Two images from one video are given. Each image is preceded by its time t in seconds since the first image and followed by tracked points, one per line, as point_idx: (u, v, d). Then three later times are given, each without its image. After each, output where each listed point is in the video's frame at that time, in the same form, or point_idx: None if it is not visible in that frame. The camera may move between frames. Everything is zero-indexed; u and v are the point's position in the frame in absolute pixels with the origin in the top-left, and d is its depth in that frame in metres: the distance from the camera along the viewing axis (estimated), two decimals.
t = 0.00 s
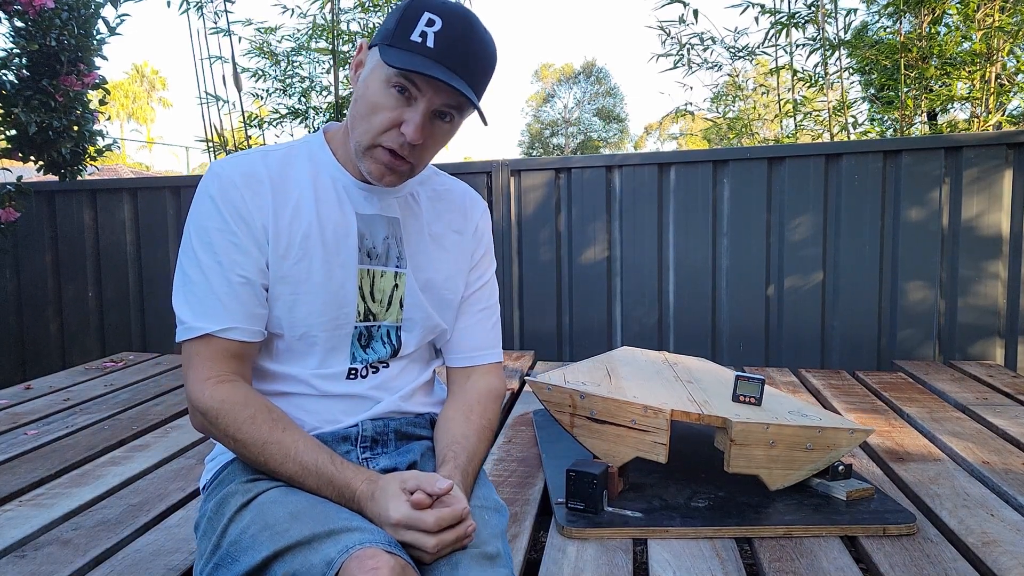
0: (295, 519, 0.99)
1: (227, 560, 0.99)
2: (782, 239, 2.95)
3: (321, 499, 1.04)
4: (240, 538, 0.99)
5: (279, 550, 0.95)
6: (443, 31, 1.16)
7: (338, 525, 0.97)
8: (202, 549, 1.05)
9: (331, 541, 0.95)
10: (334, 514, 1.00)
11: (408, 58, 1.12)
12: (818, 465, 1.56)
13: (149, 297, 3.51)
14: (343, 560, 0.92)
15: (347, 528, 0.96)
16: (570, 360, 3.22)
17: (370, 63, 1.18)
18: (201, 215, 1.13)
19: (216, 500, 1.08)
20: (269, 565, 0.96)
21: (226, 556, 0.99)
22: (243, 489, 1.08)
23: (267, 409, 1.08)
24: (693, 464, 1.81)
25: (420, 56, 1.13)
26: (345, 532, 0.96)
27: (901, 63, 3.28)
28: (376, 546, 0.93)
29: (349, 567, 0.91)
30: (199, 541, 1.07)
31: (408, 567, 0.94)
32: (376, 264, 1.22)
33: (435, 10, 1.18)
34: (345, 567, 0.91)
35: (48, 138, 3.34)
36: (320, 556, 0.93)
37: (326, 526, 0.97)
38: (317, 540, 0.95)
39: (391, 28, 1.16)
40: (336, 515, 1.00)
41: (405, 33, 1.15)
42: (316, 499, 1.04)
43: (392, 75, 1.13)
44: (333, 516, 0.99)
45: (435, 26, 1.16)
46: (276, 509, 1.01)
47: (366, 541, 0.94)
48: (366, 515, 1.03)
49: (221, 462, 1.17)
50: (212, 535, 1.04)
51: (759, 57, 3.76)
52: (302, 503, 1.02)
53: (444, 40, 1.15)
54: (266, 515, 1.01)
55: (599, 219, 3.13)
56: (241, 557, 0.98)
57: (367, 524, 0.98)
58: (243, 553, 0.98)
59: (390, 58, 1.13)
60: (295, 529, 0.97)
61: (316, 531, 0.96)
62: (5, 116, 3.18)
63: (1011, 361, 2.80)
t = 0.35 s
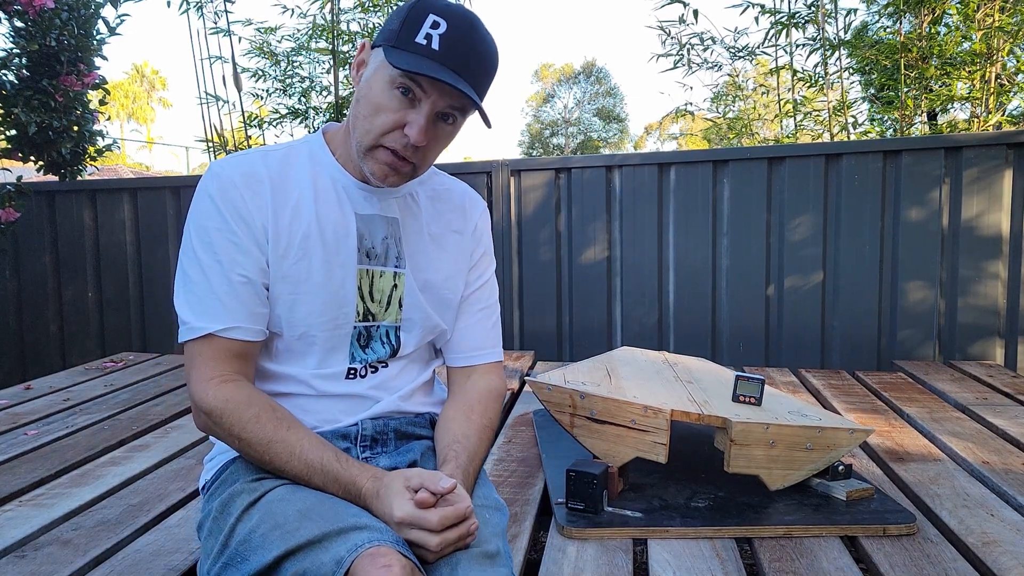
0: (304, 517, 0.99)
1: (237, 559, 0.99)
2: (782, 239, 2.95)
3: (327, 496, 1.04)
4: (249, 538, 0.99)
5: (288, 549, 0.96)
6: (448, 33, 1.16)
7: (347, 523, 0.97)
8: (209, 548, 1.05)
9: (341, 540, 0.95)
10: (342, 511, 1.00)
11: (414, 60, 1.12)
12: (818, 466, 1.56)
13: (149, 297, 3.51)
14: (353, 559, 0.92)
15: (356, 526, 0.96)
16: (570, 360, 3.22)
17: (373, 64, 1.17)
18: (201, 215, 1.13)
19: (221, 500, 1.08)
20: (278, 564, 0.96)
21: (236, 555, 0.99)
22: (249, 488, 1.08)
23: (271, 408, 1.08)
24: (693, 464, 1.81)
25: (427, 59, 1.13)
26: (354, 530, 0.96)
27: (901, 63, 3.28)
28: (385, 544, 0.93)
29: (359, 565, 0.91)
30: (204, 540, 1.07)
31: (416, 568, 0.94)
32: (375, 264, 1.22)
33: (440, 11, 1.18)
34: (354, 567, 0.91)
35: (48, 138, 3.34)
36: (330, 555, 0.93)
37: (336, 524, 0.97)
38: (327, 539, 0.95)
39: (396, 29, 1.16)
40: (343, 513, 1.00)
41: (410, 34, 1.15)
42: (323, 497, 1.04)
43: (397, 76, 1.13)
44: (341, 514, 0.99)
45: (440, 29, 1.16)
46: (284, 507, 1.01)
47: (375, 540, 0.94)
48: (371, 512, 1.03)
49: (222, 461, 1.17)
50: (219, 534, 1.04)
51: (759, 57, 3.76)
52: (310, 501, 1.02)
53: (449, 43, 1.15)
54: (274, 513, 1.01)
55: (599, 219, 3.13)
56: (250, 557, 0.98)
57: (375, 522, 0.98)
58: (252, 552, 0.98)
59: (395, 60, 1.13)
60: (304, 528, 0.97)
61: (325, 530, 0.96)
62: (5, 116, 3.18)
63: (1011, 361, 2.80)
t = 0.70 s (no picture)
0: (303, 518, 0.99)
1: (236, 559, 0.99)
2: (782, 240, 2.95)
3: (327, 498, 1.04)
4: (248, 538, 0.99)
5: (287, 550, 0.96)
6: (479, 70, 1.16)
7: (345, 525, 0.97)
8: (208, 548, 1.05)
9: (339, 541, 0.95)
10: (341, 513, 1.00)
11: (465, 114, 1.11)
12: (818, 466, 1.56)
13: (149, 297, 3.51)
14: (351, 561, 0.92)
15: (354, 527, 0.96)
16: (571, 360, 3.22)
17: (403, 105, 1.11)
18: (200, 217, 1.13)
19: (220, 500, 1.08)
20: (277, 565, 0.96)
21: (234, 555, 0.99)
22: (247, 488, 1.08)
23: (270, 410, 1.08)
24: (693, 464, 1.81)
25: (474, 108, 1.13)
26: (352, 532, 0.96)
27: (901, 63, 3.28)
28: (384, 546, 0.93)
29: (357, 567, 0.91)
30: (204, 540, 1.07)
31: (415, 570, 0.94)
32: (374, 264, 1.21)
33: (464, 42, 1.14)
34: (353, 568, 0.91)
35: (48, 138, 3.34)
36: (328, 557, 0.93)
37: (334, 525, 0.97)
38: (326, 541, 0.95)
39: (430, 72, 1.11)
40: (343, 514, 1.00)
41: (449, 80, 1.11)
42: (322, 498, 1.04)
43: (445, 127, 1.11)
44: (340, 515, 0.99)
45: (471, 67, 1.15)
46: (282, 508, 1.01)
47: (374, 542, 0.94)
48: (372, 513, 1.03)
49: (222, 461, 1.17)
50: (218, 534, 1.04)
51: (759, 57, 3.76)
52: (308, 502, 1.02)
53: (481, 81, 1.16)
54: (273, 514, 1.01)
55: (599, 219, 3.13)
56: (249, 558, 0.98)
57: (374, 523, 0.98)
58: (251, 552, 0.98)
59: (446, 115, 1.10)
60: (302, 530, 0.97)
61: (324, 532, 0.96)
62: (5, 116, 3.19)
63: (1011, 362, 2.80)
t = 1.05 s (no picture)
0: (300, 519, 0.99)
1: (232, 560, 0.99)
2: (783, 240, 2.95)
3: (325, 500, 1.04)
4: (245, 539, 0.99)
5: (284, 551, 0.95)
6: (484, 85, 1.16)
7: (344, 526, 0.96)
8: (206, 549, 1.05)
9: (337, 542, 0.94)
10: (339, 514, 1.00)
11: (475, 135, 1.14)
12: (819, 466, 1.56)
13: (149, 297, 3.51)
14: (349, 561, 0.91)
15: (352, 529, 0.96)
16: (571, 360, 3.22)
17: (412, 127, 1.12)
18: (193, 222, 1.12)
19: (218, 501, 1.07)
20: (274, 566, 0.96)
21: (231, 556, 0.99)
22: (245, 489, 1.07)
23: (266, 413, 1.07)
24: (693, 464, 1.80)
25: (482, 125, 1.15)
26: (350, 533, 0.95)
27: (902, 63, 3.28)
28: (381, 547, 0.93)
29: (356, 568, 0.91)
30: (202, 541, 1.07)
31: (413, 570, 0.93)
32: (369, 265, 1.21)
33: (469, 62, 1.13)
34: (351, 569, 0.91)
35: (47, 138, 3.34)
36: (326, 557, 0.93)
37: (331, 527, 0.96)
38: (323, 542, 0.95)
39: (439, 97, 1.11)
40: (341, 516, 0.99)
41: (457, 103, 1.12)
42: (320, 500, 1.03)
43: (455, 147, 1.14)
44: (338, 517, 0.99)
45: (478, 86, 1.14)
46: (280, 509, 1.01)
47: (371, 543, 0.93)
48: (371, 514, 1.03)
49: (220, 463, 1.16)
50: (216, 535, 1.04)
51: (759, 57, 3.75)
52: (307, 504, 1.02)
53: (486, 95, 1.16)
54: (270, 514, 1.00)
55: (599, 219, 3.13)
56: (245, 558, 0.97)
57: (372, 525, 0.98)
58: (247, 553, 0.98)
59: (457, 138, 1.13)
60: (299, 531, 0.97)
61: (321, 533, 0.96)
62: (5, 116, 3.18)
63: (1012, 362, 2.80)
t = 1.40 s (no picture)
0: (298, 521, 0.99)
1: (231, 562, 0.99)
2: (783, 240, 2.95)
3: (324, 501, 1.04)
4: (243, 540, 0.99)
5: (282, 553, 0.95)
6: (461, 77, 1.15)
7: (342, 527, 0.96)
8: (205, 551, 1.05)
9: (335, 543, 0.94)
10: (337, 516, 0.99)
11: (455, 125, 1.13)
12: (818, 467, 1.56)
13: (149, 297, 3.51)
14: (347, 562, 0.91)
15: (351, 530, 0.96)
16: (571, 360, 3.22)
17: (392, 125, 1.12)
18: (181, 234, 1.11)
19: (217, 502, 1.07)
20: (273, 567, 0.96)
21: (229, 558, 0.99)
22: (244, 491, 1.08)
23: (260, 419, 1.07)
24: (693, 464, 1.81)
25: (462, 116, 1.14)
26: (348, 535, 0.95)
27: (902, 63, 3.28)
28: (380, 547, 0.93)
29: (355, 568, 0.91)
30: (201, 543, 1.07)
31: (413, 570, 0.93)
32: (364, 266, 1.21)
33: (443, 53, 1.12)
34: (350, 569, 0.91)
35: (47, 138, 3.34)
36: (325, 558, 0.93)
37: (329, 528, 0.96)
38: (320, 542, 0.95)
39: (415, 92, 1.10)
40: (339, 517, 0.99)
41: (435, 96, 1.11)
42: (317, 502, 1.03)
43: (436, 140, 1.13)
44: (336, 518, 0.99)
45: (454, 76, 1.14)
46: (278, 511, 1.01)
47: (370, 543, 0.93)
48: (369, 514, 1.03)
49: (218, 466, 1.17)
50: (215, 536, 1.04)
51: (759, 57, 3.75)
52: (305, 506, 1.02)
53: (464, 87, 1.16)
54: (269, 516, 1.01)
55: (599, 219, 3.13)
56: (244, 560, 0.98)
57: (370, 526, 0.98)
58: (245, 555, 0.98)
59: (436, 130, 1.12)
60: (297, 532, 0.97)
61: (318, 534, 0.96)
62: (5, 116, 3.18)
63: (1012, 362, 2.80)
